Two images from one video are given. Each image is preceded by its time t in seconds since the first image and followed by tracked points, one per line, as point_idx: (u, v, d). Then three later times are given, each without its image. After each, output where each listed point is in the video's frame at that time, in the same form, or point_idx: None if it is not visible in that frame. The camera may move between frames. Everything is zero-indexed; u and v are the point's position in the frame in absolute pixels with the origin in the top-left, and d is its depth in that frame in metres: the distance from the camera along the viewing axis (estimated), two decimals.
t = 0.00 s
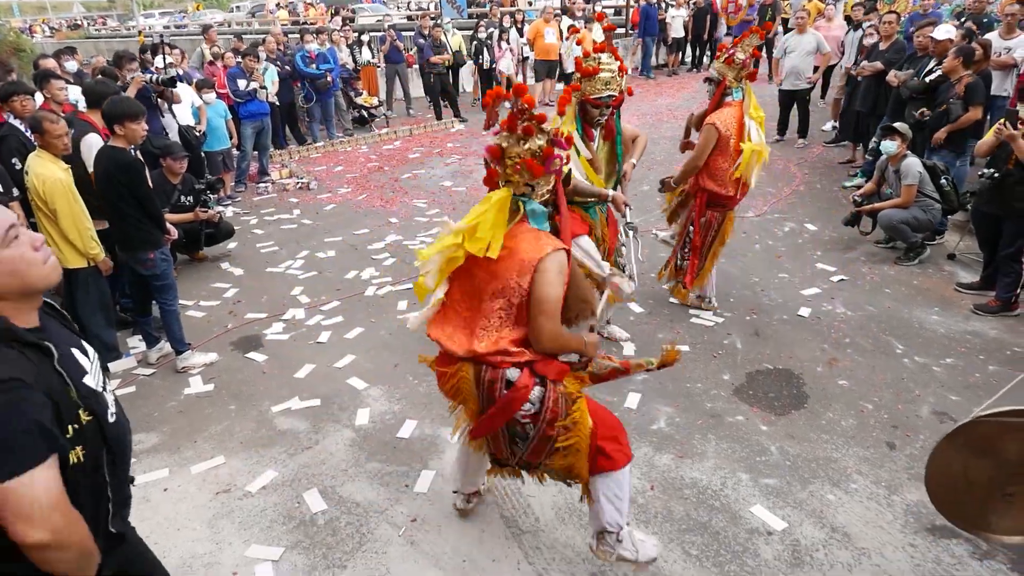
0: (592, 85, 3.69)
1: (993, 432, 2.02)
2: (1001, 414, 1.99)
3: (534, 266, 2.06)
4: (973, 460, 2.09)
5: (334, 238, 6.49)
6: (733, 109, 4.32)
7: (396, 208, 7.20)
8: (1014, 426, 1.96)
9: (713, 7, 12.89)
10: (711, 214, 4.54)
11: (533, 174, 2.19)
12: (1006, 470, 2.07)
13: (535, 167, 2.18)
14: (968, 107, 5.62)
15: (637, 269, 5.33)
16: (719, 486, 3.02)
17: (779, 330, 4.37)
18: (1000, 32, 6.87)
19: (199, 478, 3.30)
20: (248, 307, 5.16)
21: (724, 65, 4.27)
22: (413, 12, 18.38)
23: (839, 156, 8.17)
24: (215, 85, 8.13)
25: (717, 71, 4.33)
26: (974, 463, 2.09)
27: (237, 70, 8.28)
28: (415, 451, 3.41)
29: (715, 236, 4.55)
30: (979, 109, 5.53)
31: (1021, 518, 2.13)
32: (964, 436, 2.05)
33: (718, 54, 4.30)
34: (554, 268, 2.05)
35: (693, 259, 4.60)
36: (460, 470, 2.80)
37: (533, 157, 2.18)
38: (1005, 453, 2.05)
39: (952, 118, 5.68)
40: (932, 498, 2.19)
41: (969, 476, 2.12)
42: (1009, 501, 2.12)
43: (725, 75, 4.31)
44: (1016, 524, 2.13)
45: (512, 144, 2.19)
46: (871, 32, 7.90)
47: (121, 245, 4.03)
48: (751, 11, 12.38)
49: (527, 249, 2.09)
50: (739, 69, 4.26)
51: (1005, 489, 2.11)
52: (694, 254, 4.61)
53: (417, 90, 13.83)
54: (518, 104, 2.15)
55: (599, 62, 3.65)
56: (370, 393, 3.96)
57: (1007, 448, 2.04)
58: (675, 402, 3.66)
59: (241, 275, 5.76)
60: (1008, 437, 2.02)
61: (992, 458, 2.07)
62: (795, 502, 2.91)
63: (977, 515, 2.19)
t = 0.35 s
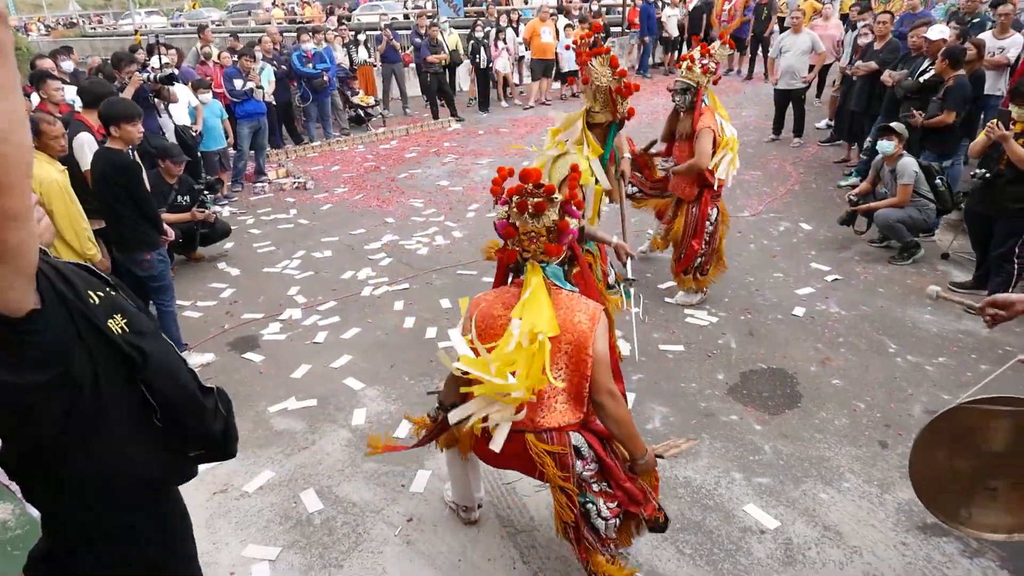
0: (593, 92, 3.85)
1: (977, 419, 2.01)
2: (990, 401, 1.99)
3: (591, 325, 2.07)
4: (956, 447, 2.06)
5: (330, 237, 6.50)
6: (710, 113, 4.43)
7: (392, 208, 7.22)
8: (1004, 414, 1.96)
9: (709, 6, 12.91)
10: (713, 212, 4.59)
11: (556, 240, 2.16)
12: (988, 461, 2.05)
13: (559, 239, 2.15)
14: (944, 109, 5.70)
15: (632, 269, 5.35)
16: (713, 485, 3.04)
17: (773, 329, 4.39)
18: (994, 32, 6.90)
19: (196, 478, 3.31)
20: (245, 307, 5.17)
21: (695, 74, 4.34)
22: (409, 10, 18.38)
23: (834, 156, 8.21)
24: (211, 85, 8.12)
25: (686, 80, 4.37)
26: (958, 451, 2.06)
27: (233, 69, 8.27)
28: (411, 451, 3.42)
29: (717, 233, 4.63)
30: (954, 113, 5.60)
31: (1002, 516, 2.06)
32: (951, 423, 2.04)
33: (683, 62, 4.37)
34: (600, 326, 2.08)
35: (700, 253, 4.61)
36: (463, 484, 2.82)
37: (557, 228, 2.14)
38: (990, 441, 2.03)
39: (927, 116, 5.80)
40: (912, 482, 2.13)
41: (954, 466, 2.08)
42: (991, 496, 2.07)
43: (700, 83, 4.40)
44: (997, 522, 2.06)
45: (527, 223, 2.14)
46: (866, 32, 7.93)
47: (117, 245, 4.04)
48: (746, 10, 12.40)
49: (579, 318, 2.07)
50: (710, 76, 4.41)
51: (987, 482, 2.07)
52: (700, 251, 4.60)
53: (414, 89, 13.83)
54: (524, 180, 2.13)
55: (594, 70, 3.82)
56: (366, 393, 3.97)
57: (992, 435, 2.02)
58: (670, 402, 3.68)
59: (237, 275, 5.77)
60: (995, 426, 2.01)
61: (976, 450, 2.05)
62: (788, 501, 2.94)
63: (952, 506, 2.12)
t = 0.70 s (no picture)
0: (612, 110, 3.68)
1: (970, 423, 2.01)
2: (983, 408, 1.99)
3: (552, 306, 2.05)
4: (949, 449, 2.07)
5: (327, 237, 6.49)
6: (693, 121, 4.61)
7: (389, 207, 7.21)
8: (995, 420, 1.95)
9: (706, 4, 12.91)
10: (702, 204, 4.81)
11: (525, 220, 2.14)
12: (982, 465, 2.03)
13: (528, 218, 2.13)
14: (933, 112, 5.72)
15: (630, 268, 5.36)
16: (710, 484, 3.05)
17: (770, 328, 4.40)
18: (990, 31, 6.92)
19: (194, 478, 3.31)
20: (242, 307, 5.17)
21: (678, 91, 4.30)
22: (406, 8, 18.35)
23: (831, 154, 8.23)
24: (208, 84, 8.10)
25: (670, 97, 4.30)
26: (949, 452, 2.07)
27: (230, 68, 8.24)
28: (408, 450, 3.43)
29: (714, 224, 4.83)
30: (941, 117, 5.62)
31: (993, 520, 2.05)
32: (944, 425, 2.04)
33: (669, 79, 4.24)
34: (561, 305, 2.06)
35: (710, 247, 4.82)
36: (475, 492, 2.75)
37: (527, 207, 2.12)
38: (982, 446, 2.02)
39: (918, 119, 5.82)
40: (904, 484, 2.16)
41: (943, 467, 2.09)
42: (982, 500, 2.06)
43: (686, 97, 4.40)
44: (987, 525, 2.05)
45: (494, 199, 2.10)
46: (863, 30, 7.94)
47: (113, 245, 4.04)
48: (743, 9, 12.41)
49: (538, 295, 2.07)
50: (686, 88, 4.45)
51: (978, 486, 2.06)
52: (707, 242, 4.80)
53: (411, 88, 13.82)
54: (495, 161, 2.10)
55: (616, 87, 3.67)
56: (363, 393, 3.97)
57: (984, 440, 2.01)
58: (666, 401, 3.69)
59: (234, 274, 5.77)
60: (986, 432, 2.00)
61: (970, 455, 2.04)
62: (784, 499, 2.95)
63: (944, 508, 2.14)
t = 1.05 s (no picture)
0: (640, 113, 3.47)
1: (968, 436, 2.01)
2: (981, 422, 1.98)
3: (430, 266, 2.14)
4: (948, 460, 2.07)
5: (323, 237, 6.49)
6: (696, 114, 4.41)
7: (386, 207, 7.21)
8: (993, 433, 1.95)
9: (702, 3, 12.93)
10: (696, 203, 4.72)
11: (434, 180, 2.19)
12: (980, 474, 2.06)
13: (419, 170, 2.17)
14: (927, 112, 5.73)
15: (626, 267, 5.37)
16: (705, 484, 3.06)
17: (766, 328, 4.41)
18: (985, 30, 6.94)
19: (190, 480, 3.31)
20: (238, 307, 5.17)
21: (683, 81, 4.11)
22: (403, 8, 18.32)
23: (827, 153, 8.24)
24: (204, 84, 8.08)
25: (674, 87, 4.12)
26: (948, 464, 2.08)
27: (226, 68, 8.22)
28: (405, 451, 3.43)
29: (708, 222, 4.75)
30: (935, 119, 5.63)
31: (993, 529, 2.07)
32: (942, 437, 2.05)
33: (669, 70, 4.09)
34: (446, 272, 2.14)
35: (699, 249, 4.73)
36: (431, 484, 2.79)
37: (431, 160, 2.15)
38: (980, 458, 2.03)
39: (913, 120, 5.84)
40: (901, 493, 2.16)
41: (940, 477, 2.10)
42: (982, 509, 2.08)
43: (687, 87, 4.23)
44: (988, 534, 2.07)
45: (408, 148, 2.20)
46: (858, 30, 7.96)
47: (109, 246, 4.02)
48: (739, 8, 12.42)
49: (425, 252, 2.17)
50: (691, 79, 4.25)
51: (977, 495, 2.08)
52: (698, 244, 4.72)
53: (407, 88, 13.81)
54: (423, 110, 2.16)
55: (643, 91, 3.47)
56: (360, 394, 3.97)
57: (982, 452, 2.02)
58: (662, 400, 3.70)
59: (231, 275, 5.77)
60: (984, 443, 2.01)
61: (969, 463, 2.06)
62: (779, 499, 2.96)
63: (942, 518, 2.13)
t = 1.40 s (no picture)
0: (620, 74, 3.51)
1: (957, 437, 1.98)
2: (969, 419, 1.95)
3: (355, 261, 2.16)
4: (939, 463, 2.03)
5: (319, 238, 6.49)
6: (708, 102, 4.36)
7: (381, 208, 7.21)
8: (980, 431, 1.92)
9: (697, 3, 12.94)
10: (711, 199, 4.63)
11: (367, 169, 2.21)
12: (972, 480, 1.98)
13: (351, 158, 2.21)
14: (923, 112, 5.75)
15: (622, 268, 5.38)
16: (700, 485, 3.07)
17: (761, 328, 4.42)
18: (979, 30, 6.96)
19: (186, 482, 3.31)
20: (234, 308, 5.16)
21: (694, 63, 4.28)
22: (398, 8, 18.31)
23: (822, 153, 8.27)
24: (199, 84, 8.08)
25: (685, 71, 4.34)
26: (939, 468, 2.03)
27: (222, 68, 8.22)
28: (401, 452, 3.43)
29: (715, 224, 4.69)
30: (931, 120, 5.65)
31: (990, 542, 1.95)
32: (930, 437, 2.03)
33: (681, 53, 4.32)
34: (373, 282, 2.14)
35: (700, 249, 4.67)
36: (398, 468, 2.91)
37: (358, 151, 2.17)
38: (971, 461, 1.97)
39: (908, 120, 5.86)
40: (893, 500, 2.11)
41: (934, 486, 2.04)
42: (976, 520, 1.98)
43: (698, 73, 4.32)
44: (985, 548, 1.95)
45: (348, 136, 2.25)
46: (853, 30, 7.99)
47: (104, 248, 4.02)
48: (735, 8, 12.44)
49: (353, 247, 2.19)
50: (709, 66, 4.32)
51: (971, 505, 1.99)
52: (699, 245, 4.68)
53: (403, 87, 13.81)
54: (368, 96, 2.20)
55: (631, 52, 3.49)
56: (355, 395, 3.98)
57: (973, 454, 1.97)
58: (658, 401, 3.71)
59: (226, 276, 5.76)
60: (973, 443, 1.96)
61: (959, 467, 2.00)
62: (774, 499, 2.97)
63: (937, 529, 2.04)
